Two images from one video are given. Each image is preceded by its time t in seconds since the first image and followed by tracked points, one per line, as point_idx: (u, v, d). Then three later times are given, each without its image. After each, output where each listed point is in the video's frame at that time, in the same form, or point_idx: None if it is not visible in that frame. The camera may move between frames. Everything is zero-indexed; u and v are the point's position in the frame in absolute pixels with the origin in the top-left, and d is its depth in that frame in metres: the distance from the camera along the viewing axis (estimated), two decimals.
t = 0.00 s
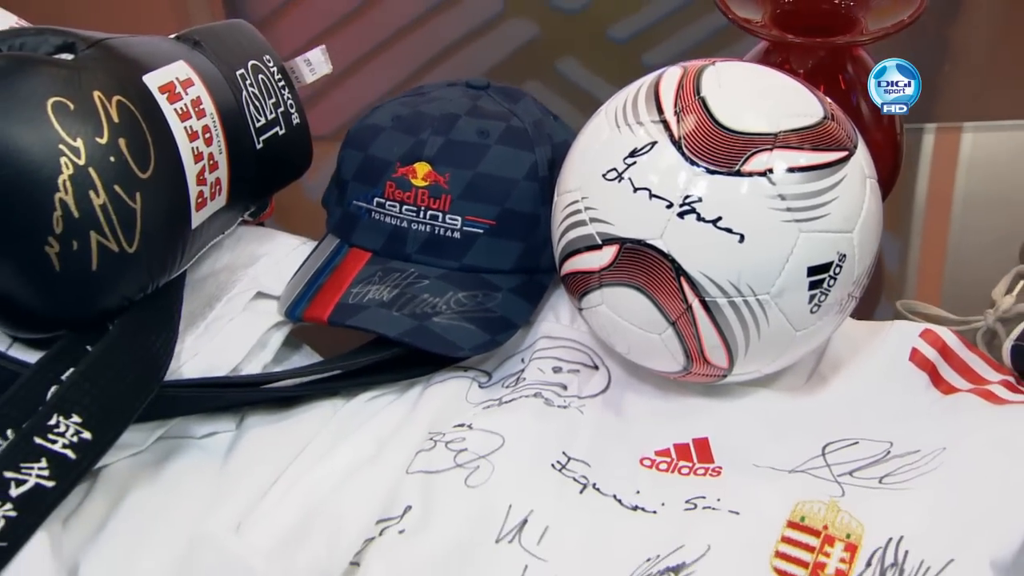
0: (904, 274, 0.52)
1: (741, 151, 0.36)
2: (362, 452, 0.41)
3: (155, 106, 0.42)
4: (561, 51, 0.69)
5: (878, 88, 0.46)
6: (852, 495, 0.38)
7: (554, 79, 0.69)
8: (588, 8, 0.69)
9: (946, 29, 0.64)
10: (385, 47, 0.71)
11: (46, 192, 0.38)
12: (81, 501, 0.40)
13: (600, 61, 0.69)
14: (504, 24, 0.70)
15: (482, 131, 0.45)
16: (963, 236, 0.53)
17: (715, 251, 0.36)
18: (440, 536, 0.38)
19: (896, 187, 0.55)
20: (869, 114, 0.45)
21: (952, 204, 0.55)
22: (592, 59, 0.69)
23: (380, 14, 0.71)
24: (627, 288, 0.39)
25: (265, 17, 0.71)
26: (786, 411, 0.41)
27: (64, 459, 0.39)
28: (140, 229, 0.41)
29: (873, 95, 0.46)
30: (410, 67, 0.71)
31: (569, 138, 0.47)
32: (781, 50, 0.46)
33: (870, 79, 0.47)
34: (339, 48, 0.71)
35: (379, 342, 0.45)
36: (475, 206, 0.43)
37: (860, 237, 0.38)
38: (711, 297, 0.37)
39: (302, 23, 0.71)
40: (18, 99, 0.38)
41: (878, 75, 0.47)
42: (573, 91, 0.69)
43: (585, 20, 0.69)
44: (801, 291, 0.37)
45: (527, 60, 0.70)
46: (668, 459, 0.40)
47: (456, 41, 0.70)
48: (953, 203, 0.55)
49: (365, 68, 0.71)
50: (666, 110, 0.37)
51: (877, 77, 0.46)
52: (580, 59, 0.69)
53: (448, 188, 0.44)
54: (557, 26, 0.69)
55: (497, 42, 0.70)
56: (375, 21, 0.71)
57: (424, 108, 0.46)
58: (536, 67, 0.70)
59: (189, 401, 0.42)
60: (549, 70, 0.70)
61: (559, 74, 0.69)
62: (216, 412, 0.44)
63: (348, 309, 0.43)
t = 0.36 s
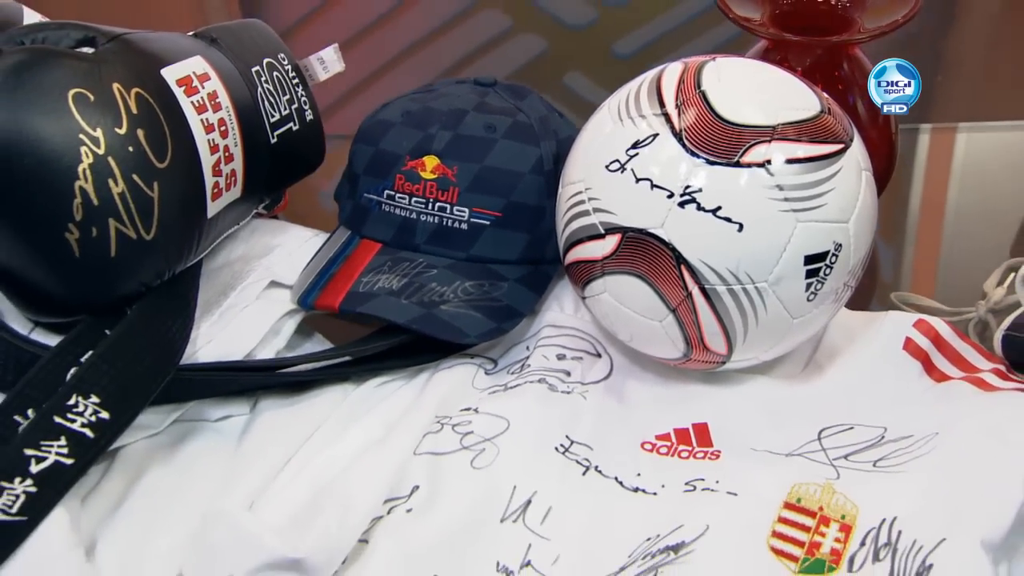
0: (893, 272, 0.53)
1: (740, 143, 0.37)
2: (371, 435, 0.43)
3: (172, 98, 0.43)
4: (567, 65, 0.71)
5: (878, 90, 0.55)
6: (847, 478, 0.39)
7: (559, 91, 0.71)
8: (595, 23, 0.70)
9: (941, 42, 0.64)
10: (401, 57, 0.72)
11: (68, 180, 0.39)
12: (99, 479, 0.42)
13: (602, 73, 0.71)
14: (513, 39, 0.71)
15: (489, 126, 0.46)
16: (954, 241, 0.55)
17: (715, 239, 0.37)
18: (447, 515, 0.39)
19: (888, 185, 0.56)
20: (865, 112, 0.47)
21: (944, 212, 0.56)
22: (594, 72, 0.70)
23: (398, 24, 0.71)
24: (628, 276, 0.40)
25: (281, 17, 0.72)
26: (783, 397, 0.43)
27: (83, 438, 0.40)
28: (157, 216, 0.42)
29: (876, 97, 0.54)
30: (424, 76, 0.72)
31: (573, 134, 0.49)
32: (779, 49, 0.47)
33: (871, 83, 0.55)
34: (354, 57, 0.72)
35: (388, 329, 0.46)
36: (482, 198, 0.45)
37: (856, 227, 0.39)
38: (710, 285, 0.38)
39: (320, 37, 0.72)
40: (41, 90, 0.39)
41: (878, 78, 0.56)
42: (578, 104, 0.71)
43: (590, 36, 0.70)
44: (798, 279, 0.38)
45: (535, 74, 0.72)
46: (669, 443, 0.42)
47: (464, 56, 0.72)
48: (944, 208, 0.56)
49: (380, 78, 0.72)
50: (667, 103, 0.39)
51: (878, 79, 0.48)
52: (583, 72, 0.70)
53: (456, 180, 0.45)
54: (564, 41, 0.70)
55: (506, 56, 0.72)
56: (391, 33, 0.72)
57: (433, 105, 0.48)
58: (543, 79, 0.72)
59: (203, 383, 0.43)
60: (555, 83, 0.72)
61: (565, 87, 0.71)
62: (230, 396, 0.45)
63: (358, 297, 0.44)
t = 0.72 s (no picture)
0: (890, 277, 0.55)
1: (741, 141, 0.39)
2: (384, 422, 0.44)
3: (195, 96, 0.45)
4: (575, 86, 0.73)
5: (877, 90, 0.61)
6: (844, 466, 0.40)
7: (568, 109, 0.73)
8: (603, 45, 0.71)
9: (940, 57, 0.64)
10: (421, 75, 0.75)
11: (94, 174, 0.41)
12: (123, 462, 0.43)
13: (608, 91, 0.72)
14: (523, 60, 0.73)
15: (500, 126, 0.48)
16: (950, 251, 0.56)
17: (717, 232, 0.39)
18: (457, 498, 0.41)
19: (887, 185, 0.58)
20: (863, 117, 0.48)
21: (941, 223, 0.57)
22: (602, 94, 0.72)
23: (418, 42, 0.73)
24: (633, 269, 0.42)
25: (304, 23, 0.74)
26: (783, 388, 0.44)
27: (106, 420, 0.42)
28: (180, 210, 0.44)
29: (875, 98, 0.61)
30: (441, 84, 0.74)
31: (581, 135, 0.50)
32: (781, 53, 0.49)
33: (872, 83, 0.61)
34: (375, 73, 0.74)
35: (400, 322, 0.48)
36: (493, 195, 0.46)
37: (854, 223, 0.41)
38: (713, 277, 0.40)
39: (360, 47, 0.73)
40: (70, 88, 0.41)
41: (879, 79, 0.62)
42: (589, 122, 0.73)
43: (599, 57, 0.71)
44: (798, 272, 0.40)
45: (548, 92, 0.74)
46: (672, 432, 0.43)
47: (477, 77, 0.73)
48: (941, 217, 0.58)
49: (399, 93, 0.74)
50: (671, 103, 0.40)
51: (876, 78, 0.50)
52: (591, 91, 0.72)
53: (468, 178, 0.47)
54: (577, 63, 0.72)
55: (518, 76, 0.73)
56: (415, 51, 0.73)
57: (446, 106, 0.50)
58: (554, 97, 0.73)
59: (224, 371, 0.45)
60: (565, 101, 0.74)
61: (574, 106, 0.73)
62: (248, 385, 0.46)
63: (373, 290, 0.46)
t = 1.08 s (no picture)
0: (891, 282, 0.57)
1: (746, 141, 0.40)
2: (399, 412, 0.46)
3: (219, 98, 0.47)
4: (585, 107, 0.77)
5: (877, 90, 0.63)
6: (844, 456, 0.42)
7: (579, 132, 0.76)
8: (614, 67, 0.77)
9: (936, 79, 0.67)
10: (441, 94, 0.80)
11: (122, 170, 0.43)
12: (148, 447, 0.45)
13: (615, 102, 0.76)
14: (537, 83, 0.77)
15: (512, 129, 0.50)
16: (948, 257, 0.58)
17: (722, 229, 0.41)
18: (469, 484, 0.42)
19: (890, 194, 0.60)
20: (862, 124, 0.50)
21: (940, 231, 0.59)
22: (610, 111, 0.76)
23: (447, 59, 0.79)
24: (640, 266, 0.43)
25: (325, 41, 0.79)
26: (784, 381, 0.46)
27: (131, 406, 0.43)
28: (203, 205, 0.46)
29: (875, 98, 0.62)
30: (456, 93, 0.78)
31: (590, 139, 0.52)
32: (783, 61, 0.50)
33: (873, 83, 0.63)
34: (409, 84, 0.79)
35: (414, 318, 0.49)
36: (505, 196, 0.48)
37: (854, 222, 0.42)
38: (717, 273, 0.41)
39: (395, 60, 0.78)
40: (101, 88, 0.43)
41: (879, 79, 0.63)
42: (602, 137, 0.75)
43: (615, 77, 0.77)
44: (799, 268, 0.41)
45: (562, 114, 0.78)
46: (676, 423, 0.44)
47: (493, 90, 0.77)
48: (939, 225, 0.59)
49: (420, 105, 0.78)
50: (678, 105, 0.42)
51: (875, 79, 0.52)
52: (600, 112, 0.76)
53: (481, 179, 0.48)
54: (589, 83, 0.77)
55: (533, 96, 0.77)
56: (446, 64, 0.79)
57: (460, 110, 0.51)
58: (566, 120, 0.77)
59: (245, 361, 0.46)
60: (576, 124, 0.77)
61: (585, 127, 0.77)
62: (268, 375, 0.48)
63: (388, 286, 0.48)
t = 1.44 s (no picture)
0: (894, 266, 0.58)
1: (745, 139, 0.42)
2: (409, 399, 0.47)
3: (238, 96, 0.49)
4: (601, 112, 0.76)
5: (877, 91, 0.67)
6: (839, 444, 0.43)
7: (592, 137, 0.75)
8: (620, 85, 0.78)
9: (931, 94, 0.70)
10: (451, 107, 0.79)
11: (145, 164, 0.44)
12: (167, 431, 0.47)
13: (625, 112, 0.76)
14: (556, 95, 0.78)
15: (520, 129, 0.51)
16: (945, 242, 0.60)
17: (723, 222, 0.42)
18: (477, 468, 0.44)
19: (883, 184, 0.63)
20: (860, 126, 0.51)
21: (936, 220, 0.62)
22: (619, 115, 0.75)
23: (459, 76, 0.79)
24: (643, 259, 0.44)
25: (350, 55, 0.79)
26: (783, 372, 0.47)
27: (151, 390, 0.45)
28: (222, 199, 0.47)
29: (874, 97, 0.66)
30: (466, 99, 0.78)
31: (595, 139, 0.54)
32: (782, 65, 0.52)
33: (872, 83, 0.67)
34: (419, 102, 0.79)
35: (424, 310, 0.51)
36: (513, 193, 0.50)
37: (850, 217, 0.44)
38: (717, 266, 0.43)
39: (409, 74, 0.79)
40: (124, 86, 0.45)
41: (878, 78, 0.67)
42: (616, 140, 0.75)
43: (619, 95, 0.77)
44: (797, 262, 0.43)
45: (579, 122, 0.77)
46: (678, 412, 0.46)
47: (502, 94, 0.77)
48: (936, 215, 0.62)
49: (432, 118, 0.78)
50: (680, 104, 0.44)
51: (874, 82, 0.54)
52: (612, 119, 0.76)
53: (489, 177, 0.50)
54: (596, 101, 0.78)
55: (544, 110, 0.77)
56: (456, 81, 0.79)
57: (471, 111, 0.53)
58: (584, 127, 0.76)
59: (260, 350, 0.48)
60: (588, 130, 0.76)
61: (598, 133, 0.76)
62: (283, 364, 0.49)
63: (400, 279, 0.49)
